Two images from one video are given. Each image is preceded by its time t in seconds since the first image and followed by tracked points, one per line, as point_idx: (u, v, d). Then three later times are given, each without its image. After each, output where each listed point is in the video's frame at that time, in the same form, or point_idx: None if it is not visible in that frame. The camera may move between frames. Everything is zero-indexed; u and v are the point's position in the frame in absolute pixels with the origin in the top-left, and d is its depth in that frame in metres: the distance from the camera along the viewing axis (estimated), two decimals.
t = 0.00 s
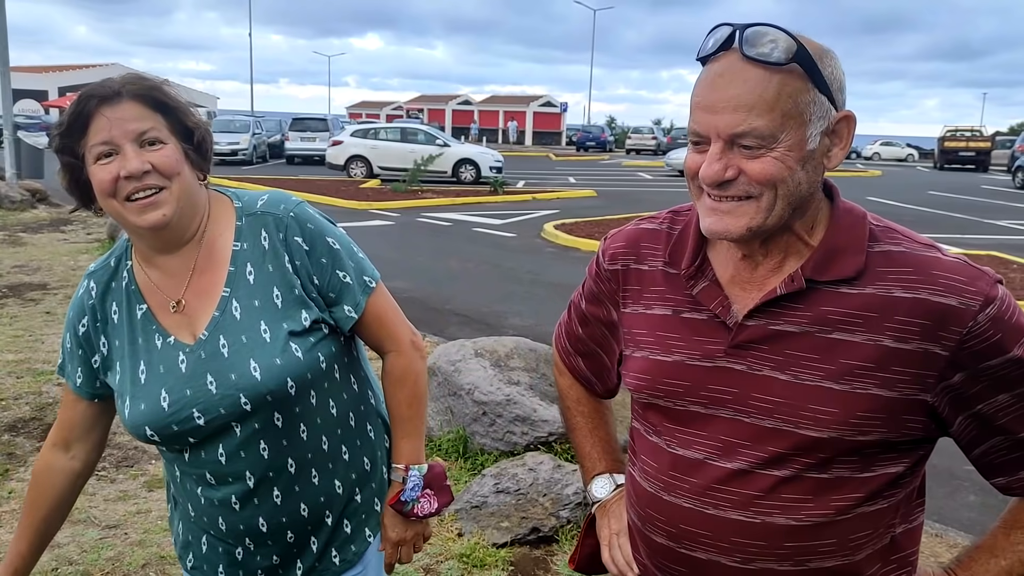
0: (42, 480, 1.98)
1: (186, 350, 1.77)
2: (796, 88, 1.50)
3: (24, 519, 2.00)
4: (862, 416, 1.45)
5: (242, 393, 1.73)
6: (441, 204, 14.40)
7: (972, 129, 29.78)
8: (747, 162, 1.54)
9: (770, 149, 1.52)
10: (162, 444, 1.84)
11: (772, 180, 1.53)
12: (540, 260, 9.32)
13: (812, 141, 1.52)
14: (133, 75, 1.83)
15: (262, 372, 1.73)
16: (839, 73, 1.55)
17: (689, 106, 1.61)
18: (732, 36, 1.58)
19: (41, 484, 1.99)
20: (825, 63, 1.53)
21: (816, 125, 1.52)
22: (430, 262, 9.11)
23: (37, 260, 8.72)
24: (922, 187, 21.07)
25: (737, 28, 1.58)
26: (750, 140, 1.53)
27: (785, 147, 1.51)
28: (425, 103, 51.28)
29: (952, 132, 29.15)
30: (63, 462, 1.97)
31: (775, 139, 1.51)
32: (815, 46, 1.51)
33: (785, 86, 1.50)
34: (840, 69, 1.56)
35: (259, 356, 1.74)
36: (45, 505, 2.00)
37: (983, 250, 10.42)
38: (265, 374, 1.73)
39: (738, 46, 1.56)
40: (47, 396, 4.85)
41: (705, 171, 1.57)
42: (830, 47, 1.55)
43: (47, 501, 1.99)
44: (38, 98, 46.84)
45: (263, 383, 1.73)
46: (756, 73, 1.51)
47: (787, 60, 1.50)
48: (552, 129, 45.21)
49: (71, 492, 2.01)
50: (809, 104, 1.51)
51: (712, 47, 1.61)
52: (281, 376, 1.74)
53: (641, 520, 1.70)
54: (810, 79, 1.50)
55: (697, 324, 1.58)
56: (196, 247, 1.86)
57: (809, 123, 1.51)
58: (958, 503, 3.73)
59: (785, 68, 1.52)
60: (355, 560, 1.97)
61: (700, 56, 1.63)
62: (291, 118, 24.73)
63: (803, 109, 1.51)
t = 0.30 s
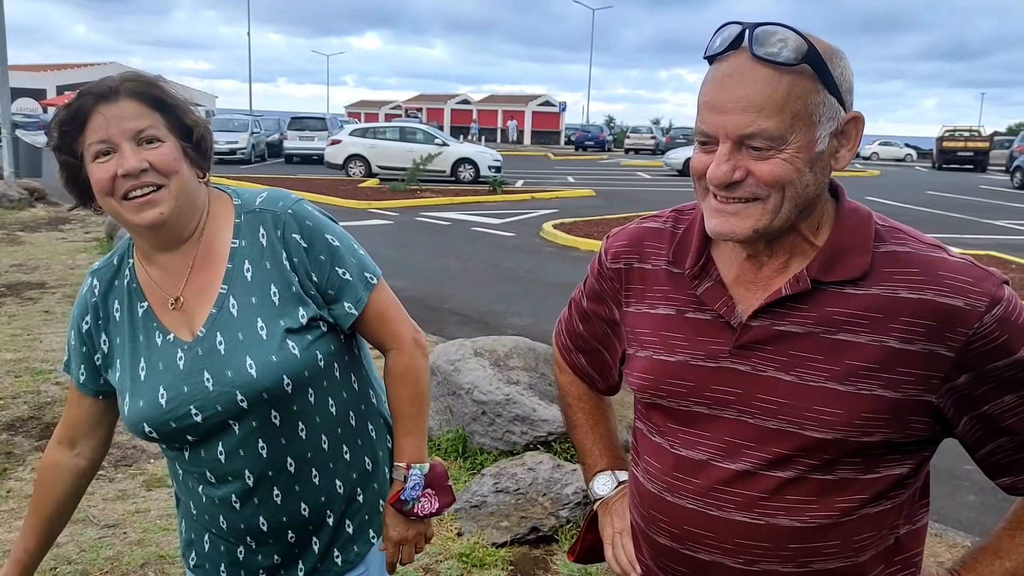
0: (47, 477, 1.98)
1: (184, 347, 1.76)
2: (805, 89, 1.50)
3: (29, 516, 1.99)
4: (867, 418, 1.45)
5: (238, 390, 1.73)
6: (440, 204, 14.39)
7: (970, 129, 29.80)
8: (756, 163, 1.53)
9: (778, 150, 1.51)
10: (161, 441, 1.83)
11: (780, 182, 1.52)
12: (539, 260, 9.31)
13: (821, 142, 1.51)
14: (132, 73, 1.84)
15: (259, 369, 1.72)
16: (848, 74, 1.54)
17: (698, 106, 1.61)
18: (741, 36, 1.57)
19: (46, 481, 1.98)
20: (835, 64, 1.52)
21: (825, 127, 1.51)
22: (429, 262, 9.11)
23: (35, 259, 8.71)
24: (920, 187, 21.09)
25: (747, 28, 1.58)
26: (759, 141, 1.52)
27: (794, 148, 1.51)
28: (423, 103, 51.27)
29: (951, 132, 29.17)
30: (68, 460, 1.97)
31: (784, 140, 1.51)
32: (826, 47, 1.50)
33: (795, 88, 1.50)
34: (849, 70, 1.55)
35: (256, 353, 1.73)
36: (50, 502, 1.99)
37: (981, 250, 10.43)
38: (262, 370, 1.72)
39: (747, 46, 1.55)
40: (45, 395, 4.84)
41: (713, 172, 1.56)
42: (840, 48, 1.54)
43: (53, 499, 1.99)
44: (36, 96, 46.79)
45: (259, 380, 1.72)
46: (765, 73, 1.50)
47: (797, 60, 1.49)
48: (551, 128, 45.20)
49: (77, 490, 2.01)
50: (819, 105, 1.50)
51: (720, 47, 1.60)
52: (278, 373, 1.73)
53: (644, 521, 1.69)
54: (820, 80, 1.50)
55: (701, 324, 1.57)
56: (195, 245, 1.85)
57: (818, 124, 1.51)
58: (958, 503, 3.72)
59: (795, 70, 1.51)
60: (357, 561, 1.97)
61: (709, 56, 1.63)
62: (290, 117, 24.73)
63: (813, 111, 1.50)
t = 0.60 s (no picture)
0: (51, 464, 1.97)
1: (187, 337, 1.76)
2: (805, 91, 1.50)
3: (34, 504, 1.99)
4: (870, 418, 1.45)
5: (237, 382, 1.72)
6: (437, 203, 14.38)
7: (967, 128, 29.85)
8: (754, 164, 1.53)
9: (776, 151, 1.51)
10: (158, 432, 1.82)
11: (778, 183, 1.52)
12: (536, 259, 9.31)
13: (820, 144, 1.51)
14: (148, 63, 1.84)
15: (259, 361, 1.72)
16: (850, 75, 1.54)
17: (697, 106, 1.61)
18: (741, 36, 1.57)
19: (51, 469, 1.98)
20: (836, 64, 1.52)
21: (825, 128, 1.51)
22: (426, 261, 9.11)
23: (31, 257, 8.69)
24: (917, 187, 21.13)
25: (748, 28, 1.57)
26: (757, 142, 1.52)
27: (792, 150, 1.51)
28: (420, 102, 51.24)
29: (947, 133, 29.22)
30: (72, 448, 1.97)
31: (782, 141, 1.50)
32: (826, 48, 1.50)
33: (793, 89, 1.50)
34: (852, 71, 1.55)
35: (257, 345, 1.73)
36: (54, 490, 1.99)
37: (977, 250, 10.45)
38: (262, 363, 1.72)
39: (747, 46, 1.55)
40: (42, 394, 4.83)
41: (711, 172, 1.56)
42: (842, 48, 1.54)
43: (57, 486, 1.98)
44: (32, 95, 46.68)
45: (259, 372, 1.72)
46: (764, 74, 1.50)
47: (798, 61, 1.48)
48: (548, 128, 45.22)
49: (80, 478, 2.00)
50: (818, 107, 1.50)
51: (722, 46, 1.60)
52: (278, 367, 1.73)
53: (646, 522, 1.69)
54: (819, 81, 1.50)
55: (702, 325, 1.57)
56: (202, 236, 1.85)
57: (818, 126, 1.51)
58: (955, 502, 3.73)
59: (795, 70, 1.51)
60: (352, 565, 1.95)
61: (710, 55, 1.62)
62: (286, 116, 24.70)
63: (812, 113, 1.50)
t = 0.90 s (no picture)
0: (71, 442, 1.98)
1: (195, 326, 1.77)
2: (792, 93, 1.50)
3: (53, 482, 2.00)
4: (865, 417, 1.45)
5: (238, 374, 1.73)
6: (431, 204, 14.37)
7: (960, 130, 29.98)
8: (742, 167, 1.54)
9: (763, 154, 1.52)
10: (151, 416, 1.82)
11: (766, 186, 1.53)
12: (531, 260, 9.32)
13: (810, 146, 1.52)
14: (188, 55, 1.86)
15: (264, 356, 1.74)
16: (839, 76, 1.54)
17: (687, 109, 1.61)
18: (730, 38, 1.58)
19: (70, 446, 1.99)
20: (824, 67, 1.52)
21: (813, 130, 1.52)
22: (421, 262, 9.10)
23: (24, 258, 8.65)
24: (909, 189, 21.21)
25: (737, 31, 1.58)
26: (744, 145, 1.53)
27: (780, 153, 1.51)
28: (414, 103, 51.21)
29: (940, 134, 29.32)
30: (89, 424, 1.98)
31: (770, 144, 1.51)
32: (813, 50, 1.51)
33: (778, 93, 1.50)
34: (843, 73, 1.56)
35: (264, 341, 1.75)
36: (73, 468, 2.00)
37: (970, 252, 10.48)
38: (266, 359, 1.74)
39: (735, 49, 1.56)
40: (35, 396, 4.81)
41: (699, 175, 1.57)
42: (830, 49, 1.54)
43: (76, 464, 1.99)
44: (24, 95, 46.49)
45: (262, 367, 1.74)
46: (752, 78, 1.51)
47: (784, 64, 1.49)
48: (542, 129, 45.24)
49: (97, 455, 2.01)
50: (805, 110, 1.51)
51: (712, 48, 1.61)
52: (281, 365, 1.74)
53: (642, 523, 1.69)
54: (806, 83, 1.50)
55: (697, 325, 1.58)
56: (222, 230, 1.87)
57: (805, 128, 1.51)
58: (948, 503, 3.74)
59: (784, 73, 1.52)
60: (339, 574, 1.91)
61: (700, 57, 1.63)
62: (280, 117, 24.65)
63: (799, 115, 1.51)
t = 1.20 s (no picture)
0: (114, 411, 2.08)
1: (223, 308, 1.82)
2: (779, 101, 1.53)
3: (103, 450, 2.09)
4: (854, 418, 1.48)
5: (258, 364, 1.77)
6: (425, 207, 14.38)
7: (951, 134, 30.13)
8: (729, 172, 1.56)
9: (751, 160, 1.54)
10: (160, 390, 1.85)
11: (752, 192, 1.55)
12: (525, 264, 9.34)
13: (795, 152, 1.54)
14: (265, 53, 1.96)
15: (287, 350, 1.78)
16: (825, 85, 1.57)
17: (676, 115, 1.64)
18: (719, 46, 1.60)
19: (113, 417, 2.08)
20: (810, 75, 1.55)
21: (799, 137, 1.54)
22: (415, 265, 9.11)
23: (17, 262, 8.63)
24: (902, 193, 21.31)
25: (725, 40, 1.60)
26: (732, 150, 1.55)
27: (767, 158, 1.54)
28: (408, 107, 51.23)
29: (932, 138, 29.47)
30: (131, 391, 2.06)
31: (756, 150, 1.53)
32: (800, 59, 1.53)
33: (765, 99, 1.53)
34: (829, 82, 1.59)
35: (288, 335, 1.79)
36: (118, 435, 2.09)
37: (963, 255, 10.53)
38: (289, 352, 1.78)
39: (723, 56, 1.58)
40: (29, 400, 4.80)
41: (687, 179, 1.59)
42: (817, 58, 1.57)
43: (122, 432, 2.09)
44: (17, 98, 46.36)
45: (283, 360, 1.77)
46: (739, 85, 1.54)
47: (771, 72, 1.52)
48: (536, 133, 45.30)
49: (138, 422, 2.10)
50: (792, 117, 1.53)
51: (702, 56, 1.63)
52: (302, 361, 1.78)
53: (635, 526, 1.71)
54: (792, 90, 1.53)
55: (688, 330, 1.60)
56: (267, 224, 1.94)
57: (792, 135, 1.54)
58: (940, 505, 3.77)
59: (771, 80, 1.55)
60: None
61: (689, 65, 1.66)
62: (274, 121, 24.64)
63: (784, 122, 1.53)
